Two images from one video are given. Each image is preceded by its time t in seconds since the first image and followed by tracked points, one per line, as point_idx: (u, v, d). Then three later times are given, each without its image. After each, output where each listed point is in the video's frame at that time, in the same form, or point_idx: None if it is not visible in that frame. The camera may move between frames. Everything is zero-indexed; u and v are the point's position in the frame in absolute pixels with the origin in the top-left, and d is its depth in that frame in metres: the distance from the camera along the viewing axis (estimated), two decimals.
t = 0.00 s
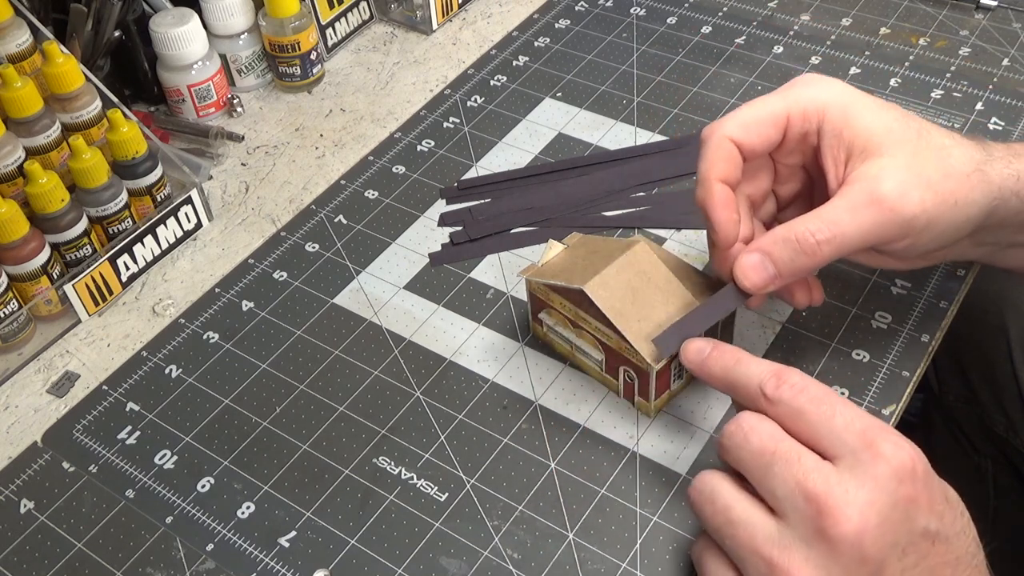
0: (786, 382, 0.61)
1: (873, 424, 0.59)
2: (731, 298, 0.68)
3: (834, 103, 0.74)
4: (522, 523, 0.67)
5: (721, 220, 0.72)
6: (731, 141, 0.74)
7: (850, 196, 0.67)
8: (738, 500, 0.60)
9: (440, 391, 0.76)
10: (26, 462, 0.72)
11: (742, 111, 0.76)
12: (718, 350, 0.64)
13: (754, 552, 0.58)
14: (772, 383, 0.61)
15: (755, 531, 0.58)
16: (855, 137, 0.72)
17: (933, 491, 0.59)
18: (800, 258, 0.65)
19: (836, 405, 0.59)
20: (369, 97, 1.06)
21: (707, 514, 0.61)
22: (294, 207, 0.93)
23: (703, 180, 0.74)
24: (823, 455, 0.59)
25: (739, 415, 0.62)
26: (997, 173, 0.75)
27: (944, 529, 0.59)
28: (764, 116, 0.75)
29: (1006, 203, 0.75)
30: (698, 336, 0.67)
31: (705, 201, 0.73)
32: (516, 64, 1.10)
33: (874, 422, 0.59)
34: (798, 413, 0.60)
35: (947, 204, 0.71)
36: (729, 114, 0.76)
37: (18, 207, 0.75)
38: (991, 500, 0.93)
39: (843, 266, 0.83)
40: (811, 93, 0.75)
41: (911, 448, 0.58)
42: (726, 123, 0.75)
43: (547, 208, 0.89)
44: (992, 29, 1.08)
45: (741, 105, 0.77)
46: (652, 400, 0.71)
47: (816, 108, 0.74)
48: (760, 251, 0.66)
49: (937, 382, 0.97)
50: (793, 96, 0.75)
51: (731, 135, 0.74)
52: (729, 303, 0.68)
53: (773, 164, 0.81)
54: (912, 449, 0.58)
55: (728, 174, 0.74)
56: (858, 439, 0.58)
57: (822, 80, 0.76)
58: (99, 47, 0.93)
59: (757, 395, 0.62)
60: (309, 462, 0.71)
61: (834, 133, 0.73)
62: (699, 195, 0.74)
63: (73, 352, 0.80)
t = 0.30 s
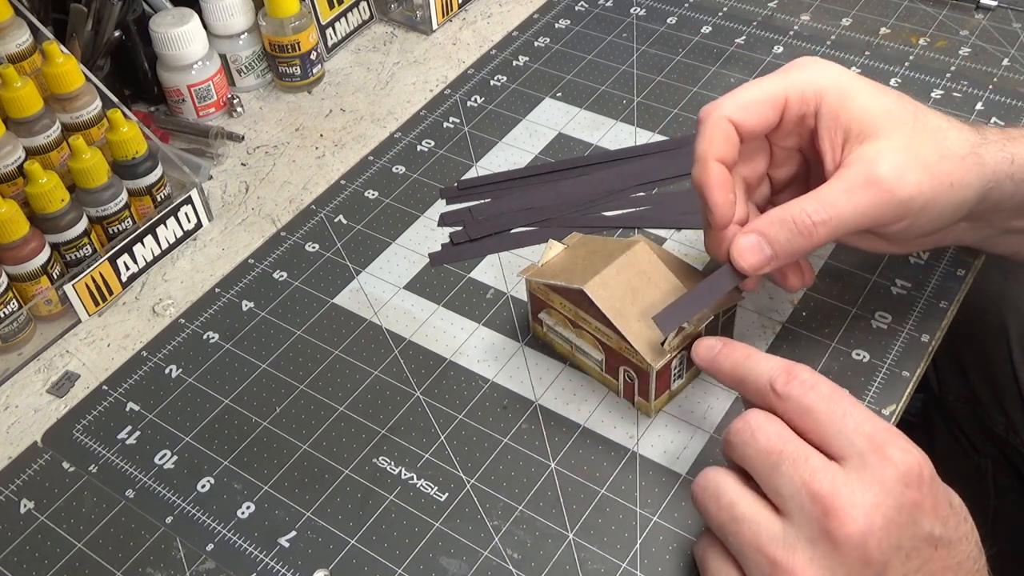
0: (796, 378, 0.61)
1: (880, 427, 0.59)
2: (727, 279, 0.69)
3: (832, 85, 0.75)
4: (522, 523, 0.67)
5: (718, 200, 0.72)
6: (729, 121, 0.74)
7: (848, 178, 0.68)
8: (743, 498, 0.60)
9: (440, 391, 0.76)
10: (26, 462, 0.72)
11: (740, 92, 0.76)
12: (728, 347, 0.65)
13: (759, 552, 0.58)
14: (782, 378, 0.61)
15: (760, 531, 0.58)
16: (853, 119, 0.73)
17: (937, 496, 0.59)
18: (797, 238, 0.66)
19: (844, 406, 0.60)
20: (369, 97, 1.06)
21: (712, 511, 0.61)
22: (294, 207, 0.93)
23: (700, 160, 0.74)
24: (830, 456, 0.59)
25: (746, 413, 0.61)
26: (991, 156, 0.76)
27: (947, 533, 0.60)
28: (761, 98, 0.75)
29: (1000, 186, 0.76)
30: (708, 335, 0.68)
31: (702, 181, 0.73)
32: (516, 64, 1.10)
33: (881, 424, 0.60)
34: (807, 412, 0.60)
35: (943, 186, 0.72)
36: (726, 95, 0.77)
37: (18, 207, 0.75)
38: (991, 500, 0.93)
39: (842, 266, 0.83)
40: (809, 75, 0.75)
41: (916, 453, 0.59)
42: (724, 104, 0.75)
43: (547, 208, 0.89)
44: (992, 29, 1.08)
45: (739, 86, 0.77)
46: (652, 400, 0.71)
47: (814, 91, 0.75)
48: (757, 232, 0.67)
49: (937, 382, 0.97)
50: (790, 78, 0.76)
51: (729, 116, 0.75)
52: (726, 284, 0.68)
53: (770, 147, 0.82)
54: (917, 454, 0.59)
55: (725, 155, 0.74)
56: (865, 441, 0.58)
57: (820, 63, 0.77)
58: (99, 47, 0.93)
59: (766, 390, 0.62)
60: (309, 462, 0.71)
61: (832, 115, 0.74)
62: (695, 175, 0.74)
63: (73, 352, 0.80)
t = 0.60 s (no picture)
0: (792, 367, 0.61)
1: (872, 414, 0.60)
2: (707, 284, 0.70)
3: (814, 93, 0.75)
4: (522, 523, 0.67)
5: (697, 210, 0.74)
6: (710, 130, 0.75)
7: (826, 186, 0.69)
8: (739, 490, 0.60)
9: (440, 391, 0.76)
10: (26, 462, 0.72)
11: (722, 100, 0.77)
12: (726, 329, 0.65)
13: (756, 542, 0.58)
14: (778, 367, 0.62)
15: (757, 522, 0.58)
16: (835, 127, 0.73)
17: (930, 482, 0.60)
18: (775, 246, 0.67)
19: (837, 393, 0.60)
20: (369, 97, 1.06)
21: (707, 501, 0.61)
22: (294, 207, 0.93)
23: (681, 169, 0.75)
24: (822, 444, 0.60)
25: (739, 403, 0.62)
26: (977, 163, 0.76)
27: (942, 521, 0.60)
28: (743, 106, 0.76)
29: (985, 193, 0.77)
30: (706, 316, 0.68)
31: (682, 190, 0.75)
32: (516, 64, 1.10)
33: (872, 411, 0.60)
34: (800, 400, 0.60)
35: (923, 196, 0.72)
36: (709, 103, 0.77)
37: (18, 207, 0.75)
38: (991, 500, 0.93)
39: (842, 266, 0.83)
40: (792, 83, 0.76)
41: (908, 439, 0.60)
42: (706, 113, 0.76)
43: (547, 208, 0.89)
44: (992, 29, 1.08)
45: (722, 95, 0.78)
46: (651, 400, 0.71)
47: (796, 99, 0.75)
48: (737, 239, 0.68)
49: (937, 382, 0.97)
50: (773, 87, 0.76)
51: (710, 125, 0.76)
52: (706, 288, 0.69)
53: (755, 154, 0.82)
54: (908, 441, 0.59)
55: (705, 164, 0.75)
56: (857, 427, 0.59)
57: (804, 71, 0.77)
58: (99, 47, 0.93)
59: (761, 379, 0.62)
60: (309, 462, 0.71)
61: (814, 123, 0.74)
62: (676, 184, 0.76)
63: (73, 352, 0.80)
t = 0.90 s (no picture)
0: (789, 368, 0.62)
1: (868, 413, 0.60)
2: (696, 276, 0.71)
3: (801, 84, 0.75)
4: (522, 523, 0.67)
5: (683, 202, 0.74)
6: (697, 122, 0.76)
7: (813, 177, 0.70)
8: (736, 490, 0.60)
9: (440, 391, 0.76)
10: (26, 462, 0.72)
11: (708, 92, 0.77)
12: (725, 330, 0.65)
13: (755, 542, 0.58)
14: (775, 367, 0.62)
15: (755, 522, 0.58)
16: (821, 118, 0.74)
17: (926, 481, 0.60)
18: (762, 237, 0.68)
19: (832, 392, 0.60)
20: (369, 97, 1.06)
21: (705, 501, 0.61)
22: (294, 207, 0.93)
23: (668, 162, 0.76)
24: (819, 443, 0.60)
25: (736, 401, 0.62)
26: (965, 154, 0.77)
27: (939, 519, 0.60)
28: (729, 98, 0.76)
29: (974, 183, 0.77)
30: (705, 317, 0.68)
31: (669, 181, 0.75)
32: (516, 64, 1.10)
33: (868, 410, 0.60)
34: (795, 399, 0.60)
35: (910, 187, 0.73)
36: (696, 94, 0.78)
37: (18, 207, 0.75)
38: (991, 500, 0.93)
39: (842, 266, 0.83)
40: (779, 74, 0.76)
41: (903, 438, 0.60)
42: (693, 105, 0.76)
43: (547, 208, 0.89)
44: (992, 29, 1.08)
45: (709, 86, 0.78)
46: (651, 400, 0.71)
47: (783, 90, 0.76)
48: (724, 231, 0.69)
49: (937, 382, 0.97)
50: (759, 78, 0.77)
51: (697, 117, 0.76)
52: (696, 278, 0.71)
53: (743, 144, 0.83)
54: (904, 439, 0.60)
55: (693, 156, 0.76)
56: (853, 426, 0.59)
57: (791, 62, 0.78)
58: (99, 47, 0.93)
59: (758, 378, 0.63)
60: (309, 462, 0.71)
61: (801, 114, 0.75)
62: (663, 175, 0.77)
63: (73, 352, 0.80)
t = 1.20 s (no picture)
0: (789, 369, 0.62)
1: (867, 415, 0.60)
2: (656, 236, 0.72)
3: (761, 46, 0.77)
4: (522, 523, 0.67)
5: (640, 158, 0.77)
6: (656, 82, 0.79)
7: (770, 137, 0.70)
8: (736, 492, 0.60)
9: (440, 391, 0.76)
10: (26, 462, 0.72)
11: (668, 54, 0.80)
12: (725, 332, 0.65)
13: (754, 542, 0.58)
14: (775, 368, 0.62)
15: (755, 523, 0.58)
16: (781, 80, 0.75)
17: (925, 483, 0.60)
18: (718, 197, 0.69)
19: (831, 393, 0.61)
20: (369, 97, 1.06)
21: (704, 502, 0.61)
22: (294, 207, 0.93)
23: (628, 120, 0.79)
24: (818, 444, 0.60)
25: (736, 402, 0.62)
26: (927, 118, 0.77)
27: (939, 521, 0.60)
28: (689, 59, 0.79)
29: (937, 147, 0.78)
30: (706, 317, 0.67)
31: (628, 139, 0.78)
32: (516, 64, 1.10)
33: (867, 412, 0.61)
34: (795, 400, 0.60)
35: (869, 150, 0.73)
36: (658, 56, 0.81)
37: (18, 207, 0.75)
38: (991, 500, 0.93)
39: (842, 266, 0.83)
40: (739, 36, 0.78)
41: (902, 440, 0.60)
42: (653, 65, 0.79)
43: (547, 208, 0.89)
44: (992, 29, 1.08)
45: (671, 48, 0.81)
46: (651, 400, 0.71)
47: (743, 52, 0.78)
48: (685, 191, 0.70)
49: (937, 382, 0.97)
50: (720, 40, 0.79)
51: (656, 77, 0.79)
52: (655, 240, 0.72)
53: (708, 108, 0.85)
54: (904, 441, 0.60)
55: (652, 115, 0.79)
56: (852, 427, 0.59)
57: (752, 25, 0.80)
58: (99, 47, 0.93)
59: (758, 380, 0.63)
60: (309, 462, 0.71)
61: (760, 76, 0.77)
62: (624, 133, 0.80)
63: (73, 352, 0.80)
